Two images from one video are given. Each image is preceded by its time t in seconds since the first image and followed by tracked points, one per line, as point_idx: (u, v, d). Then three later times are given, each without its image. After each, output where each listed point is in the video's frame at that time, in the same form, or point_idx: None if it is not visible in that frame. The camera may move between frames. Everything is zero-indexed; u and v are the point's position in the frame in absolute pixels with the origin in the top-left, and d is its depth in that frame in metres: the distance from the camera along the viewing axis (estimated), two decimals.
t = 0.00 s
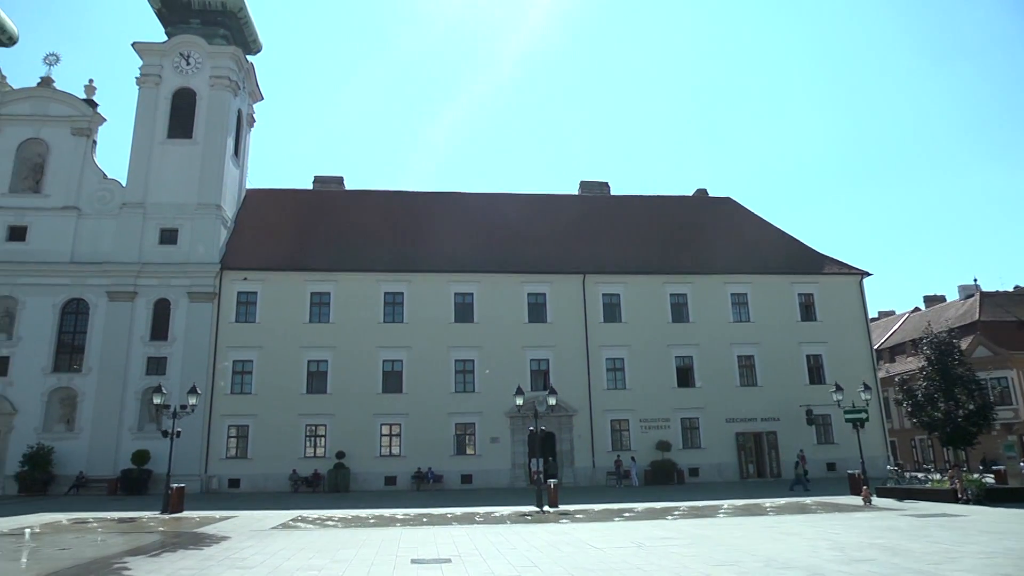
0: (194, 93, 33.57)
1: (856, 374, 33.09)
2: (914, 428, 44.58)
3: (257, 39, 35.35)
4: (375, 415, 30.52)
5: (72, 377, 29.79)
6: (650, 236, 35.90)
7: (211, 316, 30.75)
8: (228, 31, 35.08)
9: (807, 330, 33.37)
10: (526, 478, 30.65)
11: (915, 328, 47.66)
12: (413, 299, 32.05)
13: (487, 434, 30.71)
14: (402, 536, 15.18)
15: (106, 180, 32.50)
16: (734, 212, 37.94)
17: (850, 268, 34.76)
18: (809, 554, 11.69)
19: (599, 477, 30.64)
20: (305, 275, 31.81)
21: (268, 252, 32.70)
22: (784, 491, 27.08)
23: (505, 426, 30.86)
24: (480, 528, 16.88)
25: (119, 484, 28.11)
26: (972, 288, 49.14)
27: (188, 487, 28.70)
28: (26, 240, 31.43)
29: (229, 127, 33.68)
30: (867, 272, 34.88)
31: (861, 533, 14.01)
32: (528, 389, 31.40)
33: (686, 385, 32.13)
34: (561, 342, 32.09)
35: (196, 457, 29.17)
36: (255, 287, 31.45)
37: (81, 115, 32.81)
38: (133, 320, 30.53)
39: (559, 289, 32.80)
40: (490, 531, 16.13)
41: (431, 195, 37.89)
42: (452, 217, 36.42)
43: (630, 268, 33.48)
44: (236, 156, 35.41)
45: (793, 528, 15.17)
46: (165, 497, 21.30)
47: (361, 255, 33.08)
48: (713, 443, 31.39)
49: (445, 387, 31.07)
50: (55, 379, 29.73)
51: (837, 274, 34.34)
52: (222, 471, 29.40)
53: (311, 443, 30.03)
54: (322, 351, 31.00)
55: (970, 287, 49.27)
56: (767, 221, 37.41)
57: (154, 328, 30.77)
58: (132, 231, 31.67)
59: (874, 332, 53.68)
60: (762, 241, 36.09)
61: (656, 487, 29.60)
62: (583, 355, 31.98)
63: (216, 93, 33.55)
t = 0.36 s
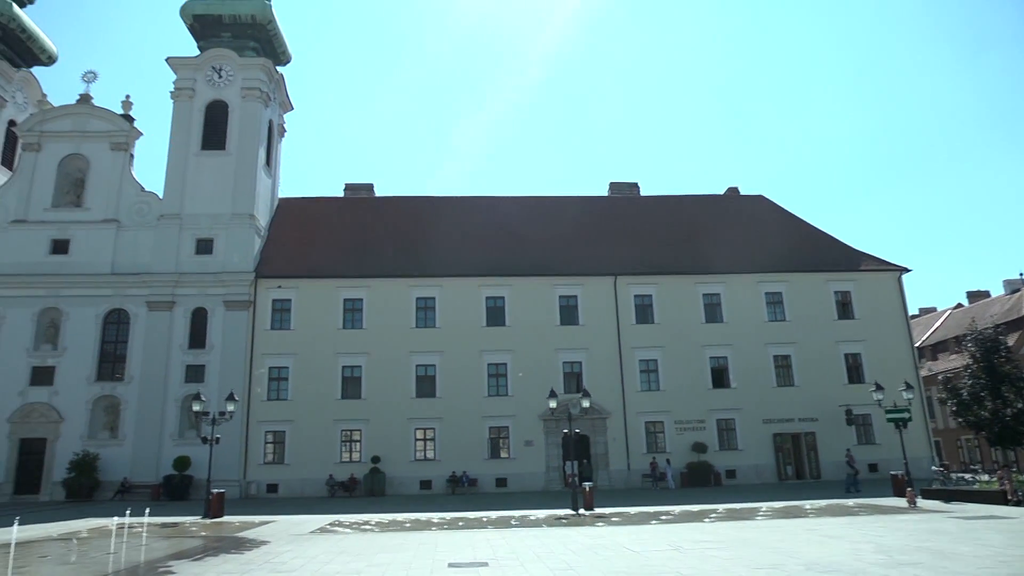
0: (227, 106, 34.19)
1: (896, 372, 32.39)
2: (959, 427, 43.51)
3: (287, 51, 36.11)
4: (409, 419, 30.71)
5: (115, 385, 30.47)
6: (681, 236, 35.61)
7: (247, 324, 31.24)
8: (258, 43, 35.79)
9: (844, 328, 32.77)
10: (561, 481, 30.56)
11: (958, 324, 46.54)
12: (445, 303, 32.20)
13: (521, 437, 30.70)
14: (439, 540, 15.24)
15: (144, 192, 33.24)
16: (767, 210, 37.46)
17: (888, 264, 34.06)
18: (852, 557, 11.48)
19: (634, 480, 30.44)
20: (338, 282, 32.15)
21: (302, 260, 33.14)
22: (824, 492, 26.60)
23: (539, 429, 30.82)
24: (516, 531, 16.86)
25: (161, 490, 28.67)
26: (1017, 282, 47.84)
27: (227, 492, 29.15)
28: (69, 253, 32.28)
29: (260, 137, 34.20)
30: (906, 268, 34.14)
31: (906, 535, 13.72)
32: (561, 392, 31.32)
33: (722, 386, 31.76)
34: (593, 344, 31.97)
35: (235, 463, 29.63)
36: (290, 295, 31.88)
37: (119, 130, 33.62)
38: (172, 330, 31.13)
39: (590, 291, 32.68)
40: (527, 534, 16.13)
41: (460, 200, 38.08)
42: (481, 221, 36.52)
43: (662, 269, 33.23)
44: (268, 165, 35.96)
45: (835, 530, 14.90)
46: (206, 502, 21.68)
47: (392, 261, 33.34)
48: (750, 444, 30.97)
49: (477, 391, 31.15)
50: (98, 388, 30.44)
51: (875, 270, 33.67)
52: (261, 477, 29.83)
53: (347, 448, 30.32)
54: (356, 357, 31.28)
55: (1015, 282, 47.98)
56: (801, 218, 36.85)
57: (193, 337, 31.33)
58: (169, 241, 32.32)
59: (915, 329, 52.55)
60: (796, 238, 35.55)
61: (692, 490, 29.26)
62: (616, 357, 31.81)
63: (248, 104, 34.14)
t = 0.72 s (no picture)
0: (267, 115, 34.85)
1: (948, 370, 31.43)
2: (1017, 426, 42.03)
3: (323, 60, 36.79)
4: (451, 422, 30.85)
5: (165, 392, 31.24)
6: (721, 234, 35.14)
7: (290, 329, 31.76)
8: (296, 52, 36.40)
9: (893, 325, 31.94)
10: (603, 483, 30.37)
11: (1014, 319, 44.99)
12: (484, 306, 32.29)
13: (562, 439, 30.60)
14: (483, 542, 15.26)
15: (189, 203, 34.03)
16: (810, 206, 36.73)
17: (938, 259, 33.09)
18: (907, 560, 11.17)
19: (678, 481, 30.09)
20: (378, 287, 32.49)
21: (342, 265, 33.60)
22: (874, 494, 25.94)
23: (580, 431, 30.69)
24: (560, 534, 16.81)
25: (210, 493, 29.28)
26: None
27: (274, 495, 29.63)
28: (119, 263, 33.21)
29: (300, 146, 34.75)
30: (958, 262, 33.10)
31: (964, 538, 13.31)
32: (602, 394, 31.12)
33: (766, 386, 31.23)
34: (634, 344, 31.72)
35: (281, 466, 30.11)
36: (331, 300, 32.33)
37: (165, 143, 34.50)
38: (218, 336, 31.80)
39: (629, 291, 32.44)
40: (571, 537, 16.05)
41: (497, 203, 38.18)
42: (518, 223, 36.56)
43: (702, 268, 32.82)
44: (308, 173, 36.53)
45: (888, 533, 14.53)
46: (254, 504, 22.07)
47: (431, 265, 33.59)
48: (797, 445, 30.37)
49: (517, 393, 31.16)
50: (149, 394, 31.24)
51: (924, 265, 32.74)
52: (306, 480, 30.26)
53: (389, 451, 30.60)
54: (397, 360, 31.55)
55: None
56: (846, 213, 36.04)
57: (238, 343, 31.94)
58: (214, 250, 33.03)
59: (968, 325, 50.96)
60: (841, 234, 34.77)
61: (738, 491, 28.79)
62: (657, 357, 31.51)
63: (287, 114, 34.73)
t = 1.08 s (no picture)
0: (307, 123, 35.46)
1: (1006, 365, 30.34)
2: None
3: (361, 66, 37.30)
4: (493, 423, 30.92)
5: (213, 396, 31.94)
6: (764, 230, 34.53)
7: (333, 333, 32.20)
8: (334, 59, 36.91)
9: (946, 320, 30.98)
10: (648, 484, 30.08)
11: None
12: (524, 307, 32.30)
13: (605, 439, 30.41)
14: (528, 544, 15.22)
15: (233, 211, 34.76)
16: (856, 199, 35.88)
17: (993, 251, 31.99)
18: (966, 563, 10.83)
19: (724, 482, 29.64)
20: (419, 290, 32.75)
21: (384, 269, 33.94)
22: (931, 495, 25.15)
23: (623, 431, 30.46)
24: (605, 535, 16.70)
25: (259, 495, 29.83)
26: None
27: (320, 497, 30.07)
28: (168, 271, 34.09)
29: (339, 152, 35.24)
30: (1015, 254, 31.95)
31: None
32: (645, 394, 30.86)
33: (813, 384, 30.58)
34: (676, 343, 31.38)
35: (327, 468, 30.53)
36: (373, 304, 32.71)
37: (209, 153, 35.34)
38: (263, 342, 32.41)
39: (670, 290, 32.10)
40: (617, 538, 15.94)
41: (535, 204, 38.17)
42: (556, 224, 36.49)
43: (745, 265, 32.29)
44: (348, 179, 37.02)
45: (945, 535, 14.10)
46: (301, 506, 22.42)
47: (471, 267, 33.74)
48: (847, 444, 29.66)
49: (559, 394, 31.08)
50: (198, 399, 31.99)
51: (978, 258, 31.69)
52: (351, 482, 30.63)
53: (432, 452, 30.81)
54: (438, 363, 31.75)
55: None
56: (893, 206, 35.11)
57: (283, 348, 32.50)
58: (258, 257, 33.67)
59: None
60: (889, 227, 33.87)
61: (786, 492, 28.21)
62: (700, 356, 31.12)
63: (327, 121, 35.24)
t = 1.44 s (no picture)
0: (351, 130, 36.00)
1: None
2: None
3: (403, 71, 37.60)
4: (541, 424, 30.88)
5: (266, 400, 32.62)
6: (814, 223, 33.73)
7: (381, 336, 32.58)
8: (376, 67, 37.31)
9: (1010, 312, 29.79)
10: (699, 484, 29.66)
11: None
12: (570, 307, 32.20)
13: (655, 439, 30.08)
14: (579, 545, 15.14)
15: (281, 218, 35.46)
16: (910, 188, 34.78)
17: None
18: None
19: (778, 482, 29.04)
20: (464, 292, 32.92)
21: (430, 272, 34.22)
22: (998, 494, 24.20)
23: (673, 431, 30.09)
24: (657, 536, 16.49)
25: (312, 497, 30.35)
26: None
27: (372, 498, 30.45)
28: (220, 279, 34.97)
29: (383, 157, 35.65)
30: None
31: None
32: (694, 393, 30.44)
33: (869, 380, 29.74)
34: (725, 341, 30.87)
35: (378, 470, 30.89)
36: (419, 307, 33.00)
37: (257, 162, 36.15)
38: (313, 346, 32.97)
39: (718, 286, 31.59)
40: (669, 539, 15.76)
41: (578, 203, 38.04)
42: (599, 223, 36.26)
43: (795, 259, 31.59)
44: (392, 183, 37.45)
45: (1014, 537, 13.55)
46: (353, 508, 22.73)
47: (515, 268, 33.80)
48: (907, 442, 28.74)
49: (607, 394, 30.88)
50: (252, 403, 32.72)
51: None
52: (402, 483, 30.94)
53: (482, 453, 30.93)
54: (485, 365, 31.86)
55: None
56: (951, 194, 33.92)
57: (332, 352, 33.01)
58: (307, 263, 34.27)
59: None
60: (947, 216, 32.71)
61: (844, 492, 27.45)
62: (750, 353, 30.56)
63: (370, 127, 35.70)
